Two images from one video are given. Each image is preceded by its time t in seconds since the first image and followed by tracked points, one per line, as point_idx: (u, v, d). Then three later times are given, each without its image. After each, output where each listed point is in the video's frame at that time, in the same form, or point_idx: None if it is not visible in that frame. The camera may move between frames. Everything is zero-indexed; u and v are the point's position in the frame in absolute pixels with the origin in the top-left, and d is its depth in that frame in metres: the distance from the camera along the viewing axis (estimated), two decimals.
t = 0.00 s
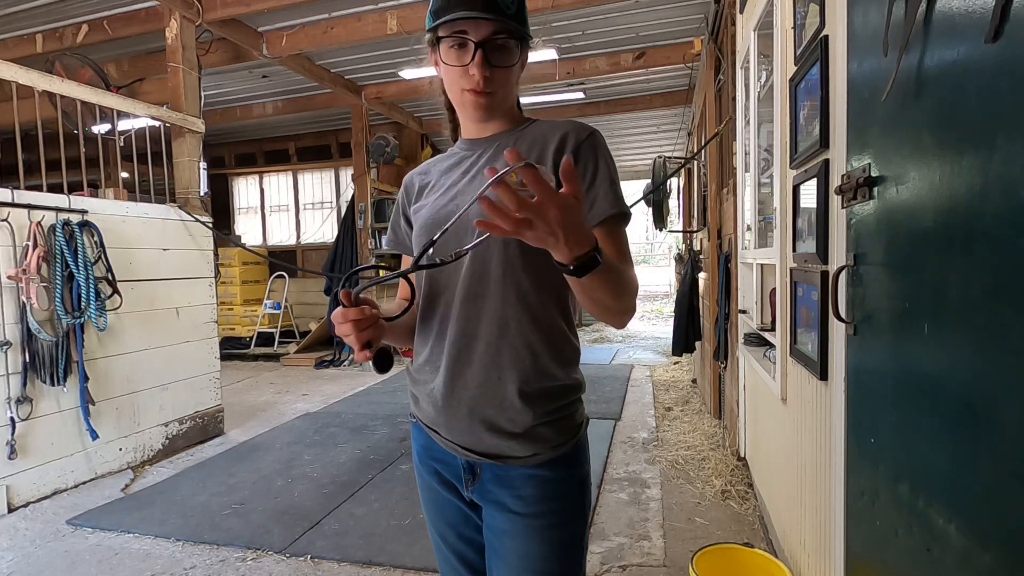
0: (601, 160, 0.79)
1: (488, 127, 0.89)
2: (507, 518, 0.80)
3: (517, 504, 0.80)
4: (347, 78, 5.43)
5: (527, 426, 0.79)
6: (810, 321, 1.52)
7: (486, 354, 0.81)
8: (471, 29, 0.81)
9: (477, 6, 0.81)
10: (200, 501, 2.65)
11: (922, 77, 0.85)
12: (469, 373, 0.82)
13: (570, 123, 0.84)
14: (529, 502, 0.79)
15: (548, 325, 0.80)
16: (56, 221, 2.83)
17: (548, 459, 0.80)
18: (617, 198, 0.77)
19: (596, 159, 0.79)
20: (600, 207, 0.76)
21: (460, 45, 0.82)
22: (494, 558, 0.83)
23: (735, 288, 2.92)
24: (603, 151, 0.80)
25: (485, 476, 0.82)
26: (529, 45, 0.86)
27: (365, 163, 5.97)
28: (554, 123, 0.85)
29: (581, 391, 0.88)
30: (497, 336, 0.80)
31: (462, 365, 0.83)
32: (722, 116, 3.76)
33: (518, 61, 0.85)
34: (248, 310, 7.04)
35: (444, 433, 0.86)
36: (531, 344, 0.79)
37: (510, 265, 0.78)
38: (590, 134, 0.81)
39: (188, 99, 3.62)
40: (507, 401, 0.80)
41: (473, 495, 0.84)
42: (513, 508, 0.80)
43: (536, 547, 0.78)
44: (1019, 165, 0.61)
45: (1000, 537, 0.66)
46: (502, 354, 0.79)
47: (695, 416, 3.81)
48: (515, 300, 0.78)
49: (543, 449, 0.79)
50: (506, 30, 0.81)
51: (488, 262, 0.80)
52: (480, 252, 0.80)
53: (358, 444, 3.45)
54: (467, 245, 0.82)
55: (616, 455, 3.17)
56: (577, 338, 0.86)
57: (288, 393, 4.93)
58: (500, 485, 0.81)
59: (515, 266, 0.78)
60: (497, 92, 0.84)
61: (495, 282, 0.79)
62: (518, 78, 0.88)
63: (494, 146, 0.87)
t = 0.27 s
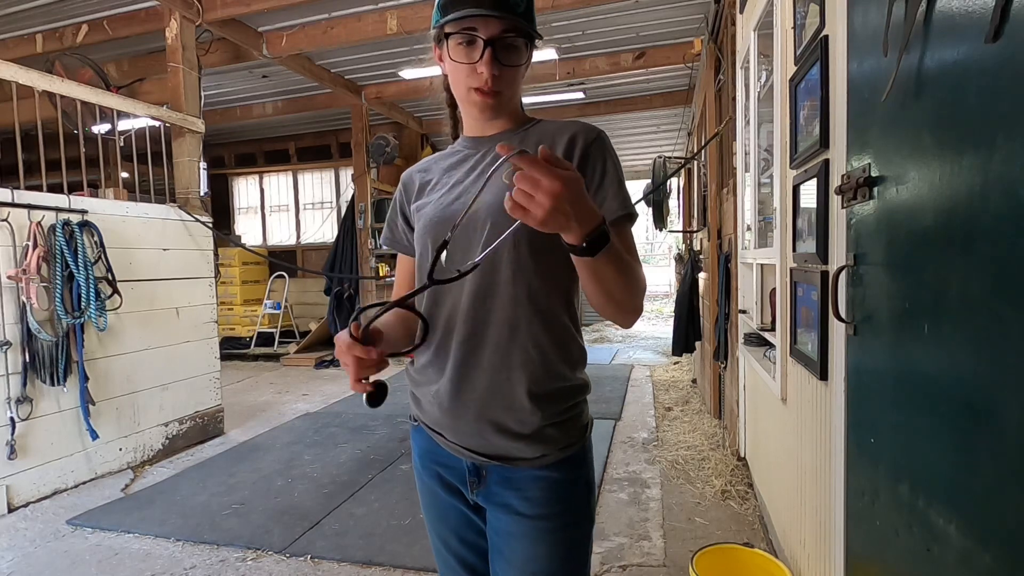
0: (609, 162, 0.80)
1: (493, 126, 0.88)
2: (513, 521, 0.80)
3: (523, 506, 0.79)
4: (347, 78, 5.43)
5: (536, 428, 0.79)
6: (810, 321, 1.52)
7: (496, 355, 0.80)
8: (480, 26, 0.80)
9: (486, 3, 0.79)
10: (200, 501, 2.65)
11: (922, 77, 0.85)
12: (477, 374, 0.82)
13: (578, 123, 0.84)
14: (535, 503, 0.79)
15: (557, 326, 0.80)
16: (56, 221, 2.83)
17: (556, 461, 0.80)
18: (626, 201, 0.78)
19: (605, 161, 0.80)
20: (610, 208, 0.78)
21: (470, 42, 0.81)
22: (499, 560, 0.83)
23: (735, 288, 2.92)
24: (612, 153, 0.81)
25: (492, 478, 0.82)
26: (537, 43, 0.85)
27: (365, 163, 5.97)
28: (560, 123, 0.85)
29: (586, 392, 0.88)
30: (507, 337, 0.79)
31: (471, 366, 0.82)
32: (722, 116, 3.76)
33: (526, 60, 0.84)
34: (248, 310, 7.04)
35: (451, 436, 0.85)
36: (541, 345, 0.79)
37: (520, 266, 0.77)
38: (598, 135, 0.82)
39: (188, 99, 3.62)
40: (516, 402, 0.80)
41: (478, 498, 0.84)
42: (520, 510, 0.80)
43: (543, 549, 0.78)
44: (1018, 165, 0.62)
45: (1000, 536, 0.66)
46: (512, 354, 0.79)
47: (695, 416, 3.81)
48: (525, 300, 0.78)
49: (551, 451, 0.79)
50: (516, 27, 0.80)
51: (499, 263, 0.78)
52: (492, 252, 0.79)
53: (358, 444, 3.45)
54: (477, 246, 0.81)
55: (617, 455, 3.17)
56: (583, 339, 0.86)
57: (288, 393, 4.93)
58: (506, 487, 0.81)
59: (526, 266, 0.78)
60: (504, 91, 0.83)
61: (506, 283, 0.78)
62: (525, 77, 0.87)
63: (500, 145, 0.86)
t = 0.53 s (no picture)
0: (615, 160, 0.80)
1: (497, 126, 0.88)
2: (518, 524, 0.80)
3: (530, 509, 0.79)
4: (347, 78, 5.43)
5: (543, 429, 0.79)
6: (810, 321, 1.52)
7: (502, 356, 0.80)
8: (484, 24, 0.80)
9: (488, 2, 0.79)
10: (200, 501, 2.65)
11: (921, 77, 0.85)
12: (481, 376, 0.81)
13: (583, 122, 0.84)
14: (541, 506, 0.79)
15: (564, 327, 0.80)
16: (56, 221, 2.83)
17: (562, 463, 0.79)
18: (631, 201, 0.77)
19: (610, 159, 0.80)
20: (615, 205, 0.77)
21: (473, 40, 0.80)
22: (504, 564, 0.82)
23: (735, 288, 2.92)
24: (617, 153, 0.81)
25: (497, 480, 0.81)
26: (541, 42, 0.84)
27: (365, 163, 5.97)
28: (565, 122, 0.85)
29: (592, 394, 0.87)
30: (514, 339, 0.79)
31: (476, 367, 0.81)
32: (722, 116, 3.76)
33: (530, 59, 0.84)
34: (248, 310, 7.04)
35: (455, 438, 0.84)
36: (548, 346, 0.79)
37: (527, 267, 0.77)
38: (604, 135, 0.82)
39: (188, 99, 3.62)
40: (523, 404, 0.79)
41: (482, 501, 0.83)
42: (525, 513, 0.79)
43: (549, 552, 0.78)
44: (1019, 165, 0.61)
45: (999, 537, 0.66)
46: (519, 355, 0.79)
47: (695, 417, 3.81)
48: (533, 300, 0.78)
49: (557, 453, 0.79)
50: (519, 26, 0.79)
51: (507, 263, 0.78)
52: (499, 253, 0.78)
53: (359, 444, 3.45)
54: (482, 245, 0.81)
55: (617, 455, 3.17)
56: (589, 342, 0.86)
57: (288, 393, 4.93)
58: (512, 489, 0.80)
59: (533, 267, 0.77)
60: (507, 89, 0.83)
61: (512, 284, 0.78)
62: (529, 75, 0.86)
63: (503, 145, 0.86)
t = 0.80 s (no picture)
0: (616, 159, 0.81)
1: (495, 124, 0.88)
2: (522, 525, 0.79)
3: (533, 511, 0.79)
4: (347, 78, 5.43)
5: (547, 430, 0.78)
6: (810, 321, 1.52)
7: (505, 355, 0.78)
8: (477, 26, 0.78)
9: (480, 4, 0.77)
10: (200, 501, 2.65)
11: (922, 77, 0.85)
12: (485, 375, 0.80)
13: (584, 121, 0.85)
14: (545, 507, 0.79)
15: (567, 325, 0.79)
16: (56, 221, 2.83)
17: (566, 464, 0.79)
18: (633, 201, 0.79)
19: (612, 158, 0.81)
20: (619, 204, 0.79)
21: (466, 42, 0.79)
22: (506, 566, 0.82)
23: (735, 288, 2.93)
24: (618, 152, 0.82)
25: (500, 481, 0.81)
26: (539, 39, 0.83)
27: (365, 163, 5.98)
28: (567, 120, 0.85)
29: (593, 397, 0.87)
30: (518, 337, 0.78)
31: (478, 366, 0.80)
32: (722, 116, 3.76)
33: (526, 57, 0.83)
34: (248, 310, 7.04)
35: (457, 439, 0.83)
36: (552, 345, 0.78)
37: (533, 267, 0.78)
38: (605, 136, 0.83)
39: (188, 99, 3.62)
40: (527, 405, 0.78)
41: (484, 503, 0.83)
42: (529, 515, 0.79)
43: (553, 554, 0.78)
44: (1019, 165, 0.61)
45: (1001, 537, 0.66)
46: (523, 354, 0.78)
47: (695, 416, 3.81)
48: (538, 298, 0.78)
49: (561, 453, 0.79)
50: (513, 27, 0.78)
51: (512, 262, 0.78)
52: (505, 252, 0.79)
53: (359, 444, 3.45)
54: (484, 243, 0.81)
55: (617, 455, 3.17)
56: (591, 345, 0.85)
57: (288, 393, 4.93)
58: (515, 491, 0.80)
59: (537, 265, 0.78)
60: (503, 90, 0.83)
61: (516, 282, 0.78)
62: (527, 73, 0.85)
63: (504, 144, 0.86)
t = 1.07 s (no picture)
0: (619, 162, 0.82)
1: (497, 123, 0.88)
2: (524, 528, 0.79)
3: (535, 513, 0.79)
4: (347, 78, 5.43)
5: (550, 431, 0.78)
6: (810, 321, 1.52)
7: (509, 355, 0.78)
8: (478, 23, 0.78)
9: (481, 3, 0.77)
10: (200, 501, 2.65)
11: (922, 77, 0.85)
12: (487, 376, 0.80)
13: (586, 123, 0.85)
14: (547, 509, 0.79)
15: (571, 327, 0.80)
16: (56, 221, 2.83)
17: (568, 466, 0.79)
18: (636, 203, 0.80)
19: (616, 159, 0.82)
20: (623, 205, 0.79)
21: (468, 39, 0.79)
22: (507, 569, 0.82)
23: (735, 288, 2.92)
24: (620, 154, 0.83)
25: (501, 484, 0.80)
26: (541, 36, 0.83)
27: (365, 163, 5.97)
28: (570, 121, 0.86)
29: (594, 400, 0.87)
30: (524, 337, 0.78)
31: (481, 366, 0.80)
32: (722, 116, 3.76)
33: (528, 55, 0.82)
34: (248, 310, 7.04)
35: (457, 442, 0.82)
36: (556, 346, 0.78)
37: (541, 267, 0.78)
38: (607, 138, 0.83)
39: (188, 99, 3.62)
40: (530, 406, 0.78)
41: (485, 506, 0.82)
42: (531, 517, 0.79)
43: (555, 556, 0.78)
44: (1019, 165, 0.61)
45: (1001, 538, 0.66)
46: (527, 355, 0.78)
47: (695, 416, 3.81)
48: (542, 299, 0.78)
49: (563, 455, 0.79)
50: (514, 25, 0.78)
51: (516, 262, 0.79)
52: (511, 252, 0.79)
53: (358, 444, 3.45)
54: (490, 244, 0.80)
55: (617, 455, 3.17)
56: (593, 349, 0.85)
57: (287, 393, 4.93)
58: (517, 493, 0.79)
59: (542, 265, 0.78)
60: (505, 87, 0.82)
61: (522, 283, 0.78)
62: (529, 71, 0.85)
63: (506, 144, 0.86)
